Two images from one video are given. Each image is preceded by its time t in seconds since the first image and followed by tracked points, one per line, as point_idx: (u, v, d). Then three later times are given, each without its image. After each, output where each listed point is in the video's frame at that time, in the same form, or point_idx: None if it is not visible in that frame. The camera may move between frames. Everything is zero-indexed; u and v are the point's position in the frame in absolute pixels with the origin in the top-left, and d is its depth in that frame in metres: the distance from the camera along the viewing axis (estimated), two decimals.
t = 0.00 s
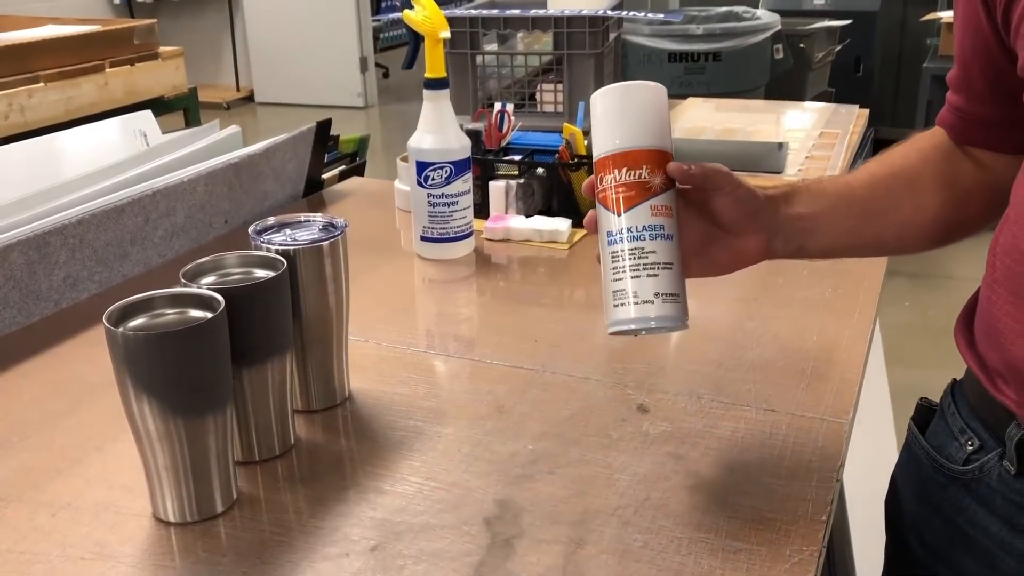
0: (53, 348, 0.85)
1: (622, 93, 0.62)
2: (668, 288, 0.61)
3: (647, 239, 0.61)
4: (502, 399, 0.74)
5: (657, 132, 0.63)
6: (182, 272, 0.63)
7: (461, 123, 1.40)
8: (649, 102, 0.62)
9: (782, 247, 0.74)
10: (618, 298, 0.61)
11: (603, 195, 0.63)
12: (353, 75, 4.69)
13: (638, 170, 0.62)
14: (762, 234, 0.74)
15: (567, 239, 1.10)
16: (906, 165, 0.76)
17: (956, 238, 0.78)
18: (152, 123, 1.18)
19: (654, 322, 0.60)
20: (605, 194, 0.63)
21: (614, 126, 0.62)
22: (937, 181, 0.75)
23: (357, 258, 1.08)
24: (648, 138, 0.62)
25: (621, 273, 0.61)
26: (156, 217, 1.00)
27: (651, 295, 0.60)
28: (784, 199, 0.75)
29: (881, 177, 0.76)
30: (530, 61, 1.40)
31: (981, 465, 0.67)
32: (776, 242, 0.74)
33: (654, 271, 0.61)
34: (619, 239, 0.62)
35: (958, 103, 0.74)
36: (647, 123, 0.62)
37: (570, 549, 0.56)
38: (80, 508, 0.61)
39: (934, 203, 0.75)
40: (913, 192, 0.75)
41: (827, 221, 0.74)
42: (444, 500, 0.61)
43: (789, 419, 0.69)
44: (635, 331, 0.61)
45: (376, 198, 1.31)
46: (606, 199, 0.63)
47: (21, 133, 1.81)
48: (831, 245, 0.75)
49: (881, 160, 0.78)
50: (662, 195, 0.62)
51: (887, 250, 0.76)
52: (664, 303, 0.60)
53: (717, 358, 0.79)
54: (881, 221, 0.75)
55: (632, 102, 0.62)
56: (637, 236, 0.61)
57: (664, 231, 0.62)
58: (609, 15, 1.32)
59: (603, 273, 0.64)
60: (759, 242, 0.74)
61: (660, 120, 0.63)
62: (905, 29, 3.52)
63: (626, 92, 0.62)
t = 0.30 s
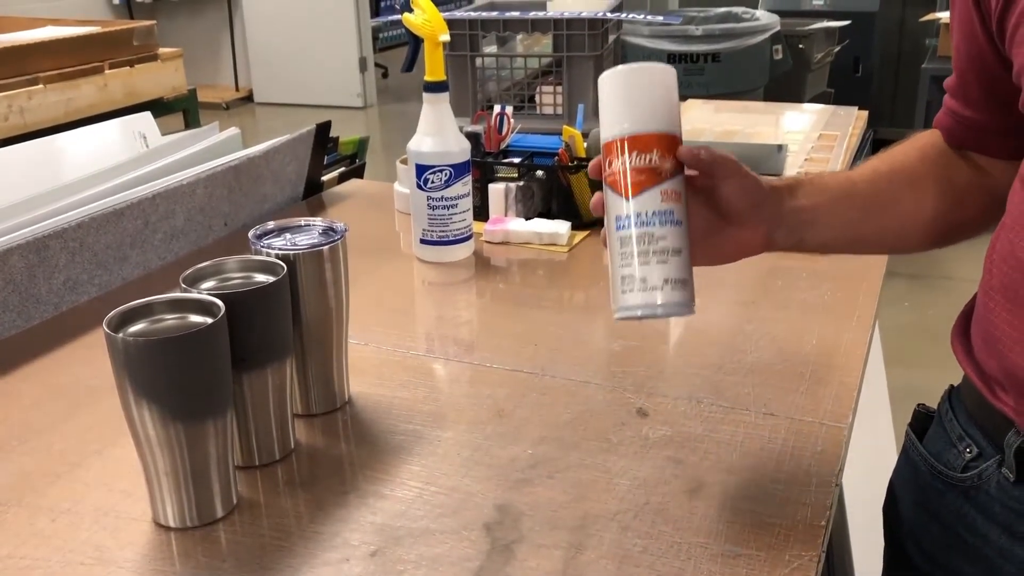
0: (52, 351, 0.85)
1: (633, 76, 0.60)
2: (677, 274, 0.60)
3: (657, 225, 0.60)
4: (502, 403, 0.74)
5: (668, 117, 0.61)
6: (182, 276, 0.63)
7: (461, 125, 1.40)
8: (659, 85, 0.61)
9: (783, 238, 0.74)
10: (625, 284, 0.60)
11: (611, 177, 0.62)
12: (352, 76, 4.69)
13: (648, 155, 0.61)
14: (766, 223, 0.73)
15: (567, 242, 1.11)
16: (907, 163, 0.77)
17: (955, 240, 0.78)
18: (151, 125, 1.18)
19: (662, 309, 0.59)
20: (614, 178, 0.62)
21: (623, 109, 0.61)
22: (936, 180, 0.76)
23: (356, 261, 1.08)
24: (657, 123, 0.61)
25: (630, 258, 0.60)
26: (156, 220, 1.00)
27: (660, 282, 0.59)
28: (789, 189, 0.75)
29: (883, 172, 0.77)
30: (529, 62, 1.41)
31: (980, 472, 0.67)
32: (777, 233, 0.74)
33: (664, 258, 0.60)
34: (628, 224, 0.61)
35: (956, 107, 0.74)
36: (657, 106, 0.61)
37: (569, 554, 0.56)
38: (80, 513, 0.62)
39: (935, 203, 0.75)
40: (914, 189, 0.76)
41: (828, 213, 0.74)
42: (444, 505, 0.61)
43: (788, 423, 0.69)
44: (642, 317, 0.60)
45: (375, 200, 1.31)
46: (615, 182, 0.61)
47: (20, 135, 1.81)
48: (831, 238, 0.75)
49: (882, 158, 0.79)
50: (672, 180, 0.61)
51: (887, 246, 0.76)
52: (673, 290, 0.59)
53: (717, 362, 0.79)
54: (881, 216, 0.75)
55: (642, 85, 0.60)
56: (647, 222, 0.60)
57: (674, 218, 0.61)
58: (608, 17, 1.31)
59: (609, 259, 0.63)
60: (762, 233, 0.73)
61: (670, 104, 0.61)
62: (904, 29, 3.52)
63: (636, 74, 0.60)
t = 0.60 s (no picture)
0: (51, 354, 0.85)
1: (606, 82, 0.63)
2: (667, 259, 0.57)
3: (640, 213, 0.59)
4: (500, 406, 0.74)
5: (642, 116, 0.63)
6: (181, 280, 0.63)
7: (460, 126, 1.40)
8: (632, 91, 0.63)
9: (775, 245, 0.72)
10: (614, 274, 0.58)
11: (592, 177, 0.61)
12: (351, 76, 4.69)
13: (626, 150, 0.61)
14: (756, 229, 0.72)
15: (566, 244, 1.11)
16: (900, 170, 0.76)
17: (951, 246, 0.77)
18: (150, 125, 1.18)
19: (655, 292, 0.56)
20: (597, 177, 0.61)
21: (599, 110, 0.62)
22: (930, 186, 0.75)
23: (355, 262, 1.08)
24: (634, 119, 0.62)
25: (617, 249, 0.58)
26: (155, 223, 1.00)
27: (649, 266, 0.57)
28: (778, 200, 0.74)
29: (873, 179, 0.76)
30: (528, 64, 1.41)
31: (979, 475, 0.67)
32: (768, 237, 0.72)
33: (650, 243, 0.58)
34: (612, 217, 0.59)
35: (952, 111, 0.74)
36: (631, 106, 0.63)
37: (568, 558, 0.56)
38: (78, 517, 0.61)
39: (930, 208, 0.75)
40: (907, 196, 0.75)
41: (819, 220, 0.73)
42: (443, 509, 0.61)
43: (786, 426, 0.69)
44: (636, 304, 0.56)
45: (374, 202, 1.31)
46: (596, 181, 0.61)
47: (19, 136, 1.81)
48: (824, 245, 0.73)
49: (871, 166, 0.78)
50: (651, 174, 0.61)
51: (881, 253, 0.75)
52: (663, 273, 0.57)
53: (715, 365, 0.79)
54: (873, 224, 0.74)
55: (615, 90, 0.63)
56: (630, 211, 0.59)
57: (657, 206, 0.60)
58: (606, 18, 1.32)
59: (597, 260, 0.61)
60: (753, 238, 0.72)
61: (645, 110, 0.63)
62: (903, 29, 3.52)
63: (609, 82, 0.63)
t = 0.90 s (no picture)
0: (53, 367, 0.86)
1: (586, 174, 0.63)
2: (645, 351, 0.60)
3: (618, 306, 0.61)
4: (499, 419, 0.75)
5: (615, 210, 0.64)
6: (182, 297, 0.64)
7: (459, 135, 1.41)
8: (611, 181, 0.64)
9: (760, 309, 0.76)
10: (598, 367, 0.60)
11: (573, 271, 0.64)
12: (351, 78, 4.70)
13: (602, 245, 0.62)
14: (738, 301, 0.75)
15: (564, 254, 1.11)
16: (888, 215, 0.77)
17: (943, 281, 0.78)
18: (150, 134, 1.19)
19: (637, 386, 0.59)
20: (576, 271, 0.64)
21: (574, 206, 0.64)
22: (918, 227, 0.76)
23: (354, 272, 1.09)
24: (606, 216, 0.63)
25: (598, 343, 0.61)
26: (156, 234, 1.01)
27: (629, 360, 0.59)
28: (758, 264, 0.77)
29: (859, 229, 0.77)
30: (526, 73, 1.41)
31: (977, 494, 0.68)
32: (753, 303, 0.75)
33: (629, 336, 0.60)
34: (593, 312, 0.62)
35: (944, 137, 0.74)
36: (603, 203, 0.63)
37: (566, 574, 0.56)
38: (81, 533, 0.62)
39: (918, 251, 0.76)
40: (893, 244, 0.76)
41: (801, 281, 0.75)
42: (442, 524, 0.61)
43: (782, 440, 0.70)
44: (621, 397, 0.59)
45: (374, 210, 1.32)
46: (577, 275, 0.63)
47: (19, 144, 1.82)
48: (811, 300, 0.76)
49: (859, 211, 0.78)
50: (629, 265, 0.63)
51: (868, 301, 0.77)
52: (642, 366, 0.59)
53: (712, 377, 0.80)
54: (858, 276, 0.76)
55: (593, 183, 0.63)
56: (609, 306, 0.61)
57: (635, 297, 0.62)
58: (604, 28, 1.33)
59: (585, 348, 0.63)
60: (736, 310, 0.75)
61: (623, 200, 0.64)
62: (901, 32, 3.53)
63: (589, 174, 0.63)
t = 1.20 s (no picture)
0: (52, 369, 0.86)
1: (613, 167, 0.62)
2: (656, 361, 0.62)
3: (637, 314, 0.62)
4: (497, 421, 0.75)
5: (641, 209, 0.63)
6: (180, 300, 0.64)
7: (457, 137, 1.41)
8: (639, 177, 0.62)
9: (775, 298, 0.76)
10: (609, 369, 0.63)
11: (592, 269, 0.64)
12: (350, 79, 4.70)
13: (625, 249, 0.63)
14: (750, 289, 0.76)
15: (562, 255, 1.11)
16: (899, 207, 0.77)
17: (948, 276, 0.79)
18: (149, 136, 1.19)
19: (643, 395, 0.62)
20: (596, 269, 0.63)
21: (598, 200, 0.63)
22: (925, 221, 0.76)
23: (353, 274, 1.09)
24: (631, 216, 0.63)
25: (613, 347, 0.62)
26: (154, 236, 1.01)
27: (640, 370, 0.62)
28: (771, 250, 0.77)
29: (871, 221, 0.77)
30: (525, 74, 1.41)
31: (975, 498, 0.68)
32: (769, 295, 0.76)
33: (643, 346, 0.62)
34: (608, 315, 0.63)
35: (947, 137, 0.74)
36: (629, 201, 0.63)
37: None
38: (81, 535, 0.62)
39: (924, 245, 0.76)
40: (904, 236, 0.76)
41: (816, 272, 0.76)
42: (440, 526, 0.62)
43: (779, 441, 0.70)
44: (628, 402, 0.62)
45: (372, 212, 1.32)
46: (596, 275, 0.64)
47: (18, 146, 1.82)
48: (821, 292, 0.76)
49: (869, 203, 0.79)
50: (650, 271, 0.63)
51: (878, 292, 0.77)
52: (653, 377, 0.62)
53: (709, 379, 0.80)
54: (868, 269, 0.76)
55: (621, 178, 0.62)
56: (627, 313, 0.62)
57: (653, 306, 0.63)
58: (602, 30, 1.33)
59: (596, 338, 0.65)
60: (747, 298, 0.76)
61: (649, 198, 0.63)
62: (900, 33, 3.54)
63: (617, 167, 0.62)
